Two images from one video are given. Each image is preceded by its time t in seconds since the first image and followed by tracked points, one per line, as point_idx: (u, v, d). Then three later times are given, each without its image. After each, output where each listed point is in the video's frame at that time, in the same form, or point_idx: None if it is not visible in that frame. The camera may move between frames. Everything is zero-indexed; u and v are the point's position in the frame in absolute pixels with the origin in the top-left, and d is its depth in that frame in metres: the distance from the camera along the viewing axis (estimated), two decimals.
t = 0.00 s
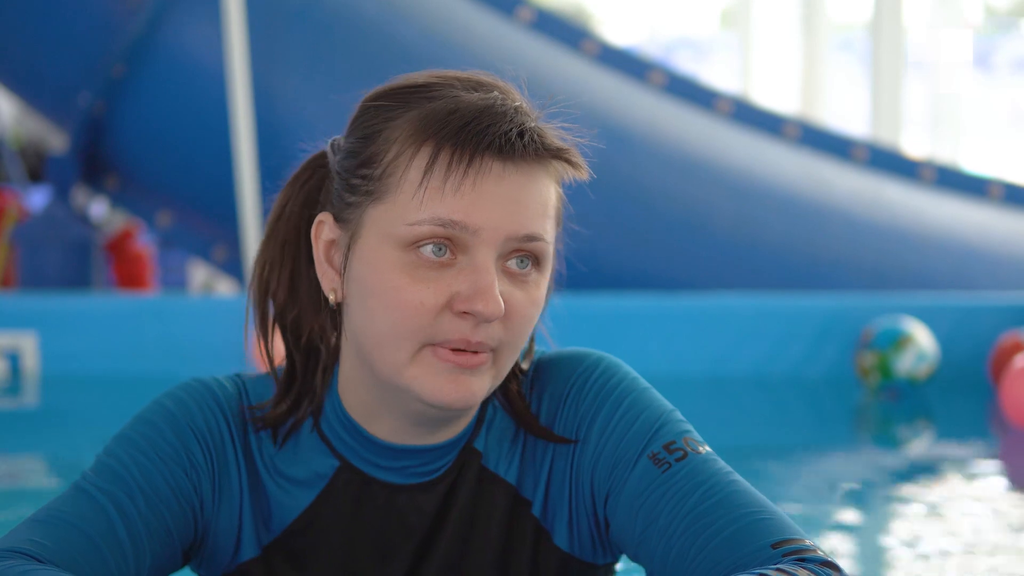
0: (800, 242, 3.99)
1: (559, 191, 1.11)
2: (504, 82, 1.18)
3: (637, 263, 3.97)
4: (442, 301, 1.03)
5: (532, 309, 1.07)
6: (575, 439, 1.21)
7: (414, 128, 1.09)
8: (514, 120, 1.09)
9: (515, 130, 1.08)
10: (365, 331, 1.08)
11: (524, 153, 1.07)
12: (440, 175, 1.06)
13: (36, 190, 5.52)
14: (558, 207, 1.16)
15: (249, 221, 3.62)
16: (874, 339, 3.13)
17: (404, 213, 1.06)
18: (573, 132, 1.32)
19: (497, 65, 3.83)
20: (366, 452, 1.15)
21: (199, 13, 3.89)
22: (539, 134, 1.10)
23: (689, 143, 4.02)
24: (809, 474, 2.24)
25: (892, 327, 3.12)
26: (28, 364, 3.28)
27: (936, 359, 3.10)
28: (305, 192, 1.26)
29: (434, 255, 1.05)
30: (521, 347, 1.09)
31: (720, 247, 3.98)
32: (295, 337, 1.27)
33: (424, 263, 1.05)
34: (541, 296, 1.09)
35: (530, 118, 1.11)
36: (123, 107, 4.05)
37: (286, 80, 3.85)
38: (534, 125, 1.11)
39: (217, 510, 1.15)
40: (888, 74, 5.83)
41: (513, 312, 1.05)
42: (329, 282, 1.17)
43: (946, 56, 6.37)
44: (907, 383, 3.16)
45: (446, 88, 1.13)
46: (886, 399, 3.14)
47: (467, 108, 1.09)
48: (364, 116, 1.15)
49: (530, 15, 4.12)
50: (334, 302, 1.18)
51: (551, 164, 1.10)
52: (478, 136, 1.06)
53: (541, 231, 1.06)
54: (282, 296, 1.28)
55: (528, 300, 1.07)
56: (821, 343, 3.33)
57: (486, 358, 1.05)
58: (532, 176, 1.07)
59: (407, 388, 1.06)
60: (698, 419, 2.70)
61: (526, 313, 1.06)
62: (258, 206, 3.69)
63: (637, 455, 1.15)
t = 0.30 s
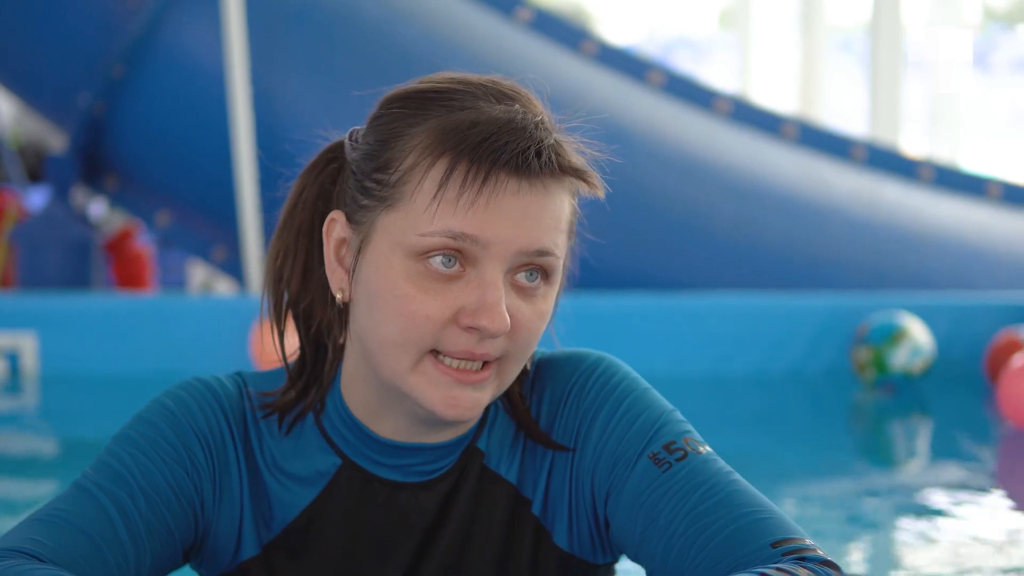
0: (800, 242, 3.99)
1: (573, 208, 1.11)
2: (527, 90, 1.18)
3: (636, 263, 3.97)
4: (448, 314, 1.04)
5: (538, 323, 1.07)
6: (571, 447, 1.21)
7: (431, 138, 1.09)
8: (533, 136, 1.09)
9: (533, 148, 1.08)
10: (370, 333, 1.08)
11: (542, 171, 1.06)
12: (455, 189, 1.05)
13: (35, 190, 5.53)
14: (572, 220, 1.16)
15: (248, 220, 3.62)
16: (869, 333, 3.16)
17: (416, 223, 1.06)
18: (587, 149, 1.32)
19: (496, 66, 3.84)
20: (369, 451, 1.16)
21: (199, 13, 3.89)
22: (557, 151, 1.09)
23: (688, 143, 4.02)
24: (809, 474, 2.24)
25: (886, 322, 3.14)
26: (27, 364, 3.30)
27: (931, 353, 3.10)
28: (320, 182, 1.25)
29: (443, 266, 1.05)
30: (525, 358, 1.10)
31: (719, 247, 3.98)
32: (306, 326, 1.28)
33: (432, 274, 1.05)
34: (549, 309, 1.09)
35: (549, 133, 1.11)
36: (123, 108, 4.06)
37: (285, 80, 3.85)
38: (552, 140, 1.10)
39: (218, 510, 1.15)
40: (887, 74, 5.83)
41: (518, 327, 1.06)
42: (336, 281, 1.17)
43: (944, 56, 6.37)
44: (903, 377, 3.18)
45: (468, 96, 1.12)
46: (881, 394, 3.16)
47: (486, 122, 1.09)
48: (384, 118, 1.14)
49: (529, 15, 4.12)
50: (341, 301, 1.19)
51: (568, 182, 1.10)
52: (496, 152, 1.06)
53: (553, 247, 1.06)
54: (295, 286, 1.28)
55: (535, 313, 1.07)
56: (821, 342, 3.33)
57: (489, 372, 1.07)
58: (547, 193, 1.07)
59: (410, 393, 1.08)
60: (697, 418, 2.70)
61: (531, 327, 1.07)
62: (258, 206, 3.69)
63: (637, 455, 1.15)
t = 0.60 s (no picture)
0: (799, 240, 4.00)
1: (569, 204, 1.11)
2: (521, 87, 1.18)
3: (635, 262, 3.97)
4: (444, 313, 1.04)
5: (535, 320, 1.08)
6: (570, 445, 1.21)
7: (424, 138, 1.09)
8: (526, 135, 1.09)
9: (526, 146, 1.08)
10: (367, 332, 1.08)
11: (535, 170, 1.07)
12: (448, 188, 1.06)
13: (33, 190, 5.52)
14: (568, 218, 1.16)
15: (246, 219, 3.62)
16: (861, 336, 3.16)
17: (411, 223, 1.07)
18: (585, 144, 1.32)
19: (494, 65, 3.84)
20: (368, 449, 1.16)
21: (197, 12, 3.89)
22: (550, 149, 1.09)
23: (686, 142, 4.03)
24: (807, 471, 2.24)
25: (879, 323, 3.15)
26: (26, 361, 3.28)
27: (923, 355, 3.11)
28: (319, 181, 1.25)
29: (439, 266, 1.06)
30: (524, 354, 1.10)
31: (718, 246, 3.98)
32: (306, 324, 1.28)
33: (427, 273, 1.05)
34: (546, 305, 1.09)
35: (543, 131, 1.11)
36: (121, 107, 4.06)
37: (283, 79, 3.85)
38: (546, 138, 1.10)
39: (217, 509, 1.15)
40: (885, 73, 5.84)
41: (515, 324, 1.06)
42: (334, 280, 1.18)
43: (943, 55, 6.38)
44: (895, 379, 3.18)
45: (461, 95, 1.12)
46: (874, 395, 3.16)
47: (479, 121, 1.09)
48: (378, 118, 1.15)
49: (527, 14, 4.12)
50: (339, 300, 1.19)
51: (561, 179, 1.10)
52: (488, 152, 1.06)
53: (547, 244, 1.07)
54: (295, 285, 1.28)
55: (532, 311, 1.07)
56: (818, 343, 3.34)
57: (488, 365, 1.07)
58: (541, 192, 1.07)
59: (409, 391, 1.08)
60: (697, 417, 2.70)
61: (528, 325, 1.07)
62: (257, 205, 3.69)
63: (635, 452, 1.16)
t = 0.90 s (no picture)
0: (798, 242, 4.00)
1: (564, 204, 1.12)
2: (515, 89, 1.18)
3: (635, 263, 3.98)
4: (440, 315, 1.04)
5: (532, 321, 1.08)
6: (571, 446, 1.21)
7: (418, 140, 1.10)
8: (518, 135, 1.09)
9: (519, 147, 1.08)
10: (366, 336, 1.08)
11: (527, 170, 1.07)
12: (441, 189, 1.06)
13: (33, 189, 5.52)
14: (564, 219, 1.17)
15: (246, 220, 3.62)
16: (860, 337, 3.17)
17: (405, 224, 1.07)
18: (583, 145, 1.31)
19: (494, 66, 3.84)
20: (370, 451, 1.16)
21: (196, 13, 3.89)
22: (543, 150, 1.10)
23: (685, 144, 4.03)
24: (806, 473, 2.24)
25: (878, 326, 3.15)
26: (25, 363, 3.30)
27: (921, 357, 3.13)
28: (317, 187, 1.26)
29: (434, 268, 1.06)
30: (522, 355, 1.10)
31: (717, 247, 3.99)
32: (306, 328, 1.28)
33: (423, 276, 1.06)
34: (543, 306, 1.09)
35: (536, 131, 1.12)
36: (121, 107, 4.06)
37: (283, 81, 3.85)
38: (539, 139, 1.11)
39: (218, 511, 1.16)
40: (885, 74, 5.83)
41: (511, 325, 1.06)
42: (333, 285, 1.18)
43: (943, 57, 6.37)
44: (893, 381, 3.19)
45: (454, 97, 1.12)
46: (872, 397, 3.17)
47: (471, 122, 1.10)
48: (372, 122, 1.15)
49: (526, 15, 4.12)
50: (338, 305, 1.19)
51: (555, 179, 1.10)
52: (480, 153, 1.07)
53: (543, 244, 1.07)
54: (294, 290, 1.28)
55: (528, 312, 1.07)
56: (815, 347, 3.33)
57: (485, 368, 1.06)
58: (534, 191, 1.07)
59: (407, 394, 1.08)
60: (696, 418, 2.71)
61: (525, 326, 1.07)
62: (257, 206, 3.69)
63: (637, 453, 1.16)
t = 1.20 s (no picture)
0: (798, 240, 4.00)
1: (550, 197, 1.11)
2: (499, 85, 1.18)
3: (635, 262, 3.98)
4: (427, 308, 1.04)
5: (521, 314, 1.07)
6: (573, 442, 1.21)
7: (400, 136, 1.09)
8: (501, 128, 1.09)
9: (501, 138, 1.08)
10: (355, 336, 1.08)
11: (510, 161, 1.07)
12: (423, 183, 1.06)
13: (32, 188, 5.51)
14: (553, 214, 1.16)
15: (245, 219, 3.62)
16: (859, 329, 3.18)
17: (389, 221, 1.07)
18: (571, 135, 1.30)
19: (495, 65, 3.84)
20: (367, 450, 1.16)
21: (196, 12, 3.89)
22: (526, 141, 1.09)
23: (685, 142, 4.02)
24: (805, 471, 2.25)
25: (878, 318, 3.15)
26: (25, 361, 3.27)
27: (919, 351, 3.12)
28: (309, 192, 1.25)
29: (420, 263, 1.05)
30: (513, 351, 1.10)
31: (717, 245, 3.99)
32: (301, 331, 1.27)
33: (408, 271, 1.05)
34: (532, 300, 1.09)
35: (519, 124, 1.11)
36: (121, 106, 4.06)
37: (282, 80, 3.85)
38: (522, 131, 1.11)
39: (217, 509, 1.16)
40: (885, 73, 5.83)
41: (499, 318, 1.06)
42: (323, 285, 1.18)
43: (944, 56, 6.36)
44: (891, 374, 3.19)
45: (437, 93, 1.12)
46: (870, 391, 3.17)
47: (453, 116, 1.09)
48: (357, 121, 1.15)
49: (525, 14, 4.11)
50: (329, 305, 1.19)
51: (539, 171, 1.10)
52: (462, 145, 1.06)
53: (528, 237, 1.06)
54: (287, 293, 1.28)
55: (517, 305, 1.07)
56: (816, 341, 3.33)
57: (474, 363, 1.07)
58: (517, 183, 1.07)
59: (400, 392, 1.07)
60: (695, 416, 2.71)
61: (514, 320, 1.07)
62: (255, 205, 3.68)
63: (637, 450, 1.16)
